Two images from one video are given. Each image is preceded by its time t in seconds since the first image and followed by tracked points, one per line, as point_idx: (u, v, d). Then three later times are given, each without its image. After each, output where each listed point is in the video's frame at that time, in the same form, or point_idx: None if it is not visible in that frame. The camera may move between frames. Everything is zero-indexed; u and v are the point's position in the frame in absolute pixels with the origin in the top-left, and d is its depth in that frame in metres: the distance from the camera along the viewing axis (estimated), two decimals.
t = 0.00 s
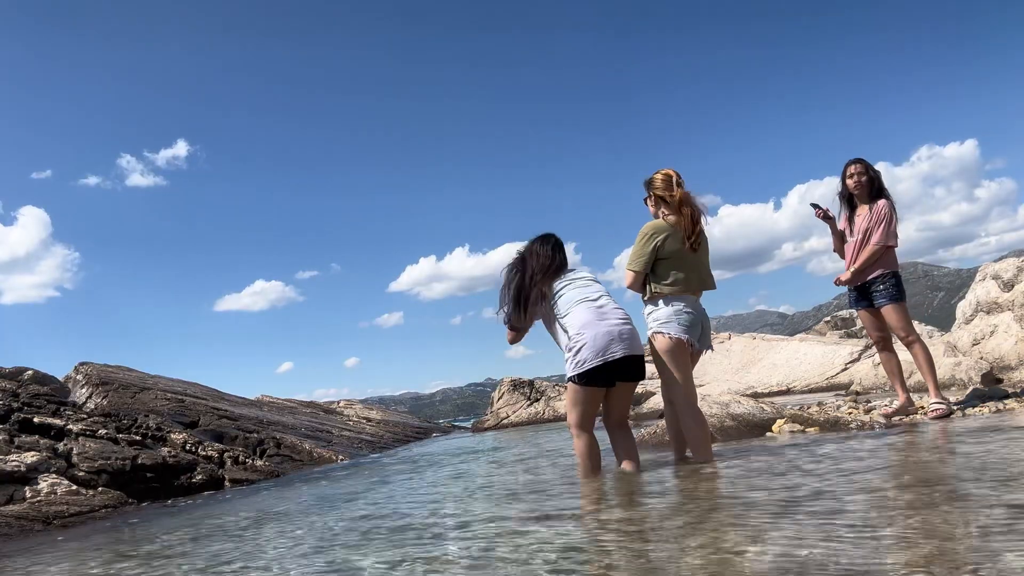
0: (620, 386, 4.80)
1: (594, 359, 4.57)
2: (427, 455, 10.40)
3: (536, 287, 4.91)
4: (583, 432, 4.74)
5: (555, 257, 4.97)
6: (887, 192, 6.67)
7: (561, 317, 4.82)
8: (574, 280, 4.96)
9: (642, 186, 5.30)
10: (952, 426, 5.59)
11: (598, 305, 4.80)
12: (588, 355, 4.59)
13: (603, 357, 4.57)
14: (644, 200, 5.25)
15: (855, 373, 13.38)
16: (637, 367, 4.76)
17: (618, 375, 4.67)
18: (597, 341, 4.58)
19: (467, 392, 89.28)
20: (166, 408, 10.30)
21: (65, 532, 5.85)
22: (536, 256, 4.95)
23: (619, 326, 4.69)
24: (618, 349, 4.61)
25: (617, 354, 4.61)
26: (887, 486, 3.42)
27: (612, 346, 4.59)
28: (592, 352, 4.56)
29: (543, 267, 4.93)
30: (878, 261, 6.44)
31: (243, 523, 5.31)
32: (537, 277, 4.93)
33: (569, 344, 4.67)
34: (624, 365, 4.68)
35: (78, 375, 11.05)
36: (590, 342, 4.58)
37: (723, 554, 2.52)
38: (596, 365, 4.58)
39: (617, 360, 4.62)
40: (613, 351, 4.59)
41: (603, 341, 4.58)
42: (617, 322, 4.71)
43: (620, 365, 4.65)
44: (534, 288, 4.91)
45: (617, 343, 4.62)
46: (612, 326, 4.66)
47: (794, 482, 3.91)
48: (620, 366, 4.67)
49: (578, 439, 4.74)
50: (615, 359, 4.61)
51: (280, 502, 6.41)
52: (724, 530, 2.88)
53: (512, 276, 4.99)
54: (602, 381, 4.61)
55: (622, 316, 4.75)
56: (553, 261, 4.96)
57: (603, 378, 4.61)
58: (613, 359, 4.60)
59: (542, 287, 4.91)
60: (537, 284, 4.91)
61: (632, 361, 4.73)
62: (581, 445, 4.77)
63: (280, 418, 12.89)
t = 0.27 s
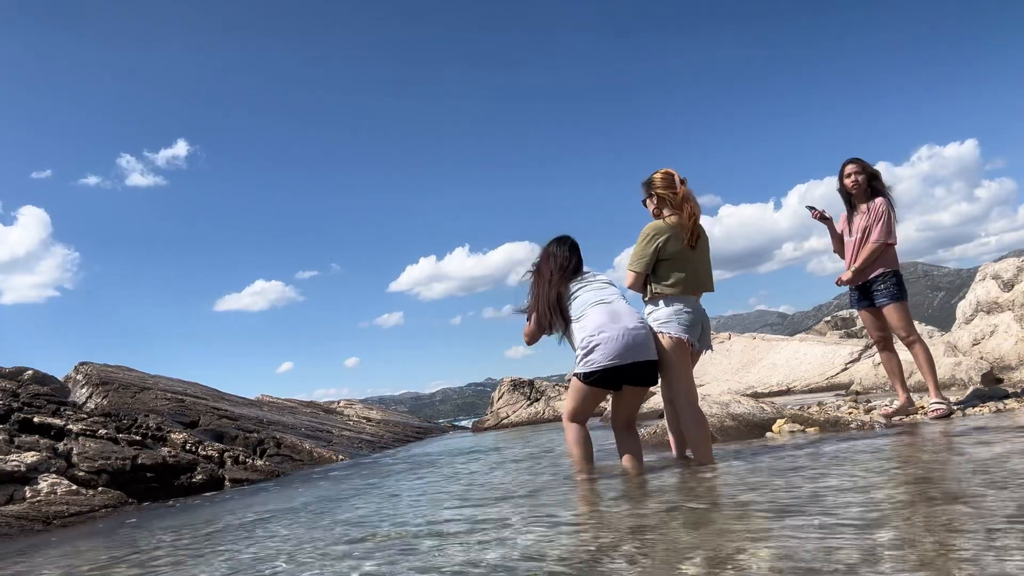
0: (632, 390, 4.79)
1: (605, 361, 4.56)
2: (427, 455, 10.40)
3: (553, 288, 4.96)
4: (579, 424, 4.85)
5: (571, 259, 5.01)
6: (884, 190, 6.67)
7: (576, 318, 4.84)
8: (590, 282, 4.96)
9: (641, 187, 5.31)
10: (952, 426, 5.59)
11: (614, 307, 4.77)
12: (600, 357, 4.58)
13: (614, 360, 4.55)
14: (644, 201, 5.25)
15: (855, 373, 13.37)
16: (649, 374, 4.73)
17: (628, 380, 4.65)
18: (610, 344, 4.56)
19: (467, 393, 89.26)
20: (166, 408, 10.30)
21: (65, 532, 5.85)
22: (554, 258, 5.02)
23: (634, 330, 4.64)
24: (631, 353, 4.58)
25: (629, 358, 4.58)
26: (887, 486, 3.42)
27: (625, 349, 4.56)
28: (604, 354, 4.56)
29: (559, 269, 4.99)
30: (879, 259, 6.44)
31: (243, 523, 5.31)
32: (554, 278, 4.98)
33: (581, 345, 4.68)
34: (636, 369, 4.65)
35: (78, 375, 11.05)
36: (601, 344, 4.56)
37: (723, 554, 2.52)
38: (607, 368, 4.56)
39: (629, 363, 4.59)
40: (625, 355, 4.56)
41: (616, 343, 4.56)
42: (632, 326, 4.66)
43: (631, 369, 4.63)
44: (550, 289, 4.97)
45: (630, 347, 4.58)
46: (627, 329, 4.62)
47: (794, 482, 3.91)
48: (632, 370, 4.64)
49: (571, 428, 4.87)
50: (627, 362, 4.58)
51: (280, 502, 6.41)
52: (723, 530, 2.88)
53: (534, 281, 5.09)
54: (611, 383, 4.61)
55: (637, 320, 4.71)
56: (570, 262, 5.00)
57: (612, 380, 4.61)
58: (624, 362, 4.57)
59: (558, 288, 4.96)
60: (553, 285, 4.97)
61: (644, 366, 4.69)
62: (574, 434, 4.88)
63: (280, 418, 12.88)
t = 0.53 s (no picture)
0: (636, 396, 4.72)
1: (609, 367, 4.55)
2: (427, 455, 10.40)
3: (559, 298, 4.95)
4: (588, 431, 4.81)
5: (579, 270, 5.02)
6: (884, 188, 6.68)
7: (579, 325, 4.82)
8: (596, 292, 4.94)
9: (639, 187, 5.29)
10: (952, 426, 5.59)
11: (617, 313, 4.78)
12: (604, 363, 4.57)
13: (618, 365, 4.55)
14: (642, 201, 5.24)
15: (855, 373, 13.37)
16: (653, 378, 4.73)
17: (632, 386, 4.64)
18: (614, 349, 4.55)
19: (466, 393, 89.25)
20: (166, 408, 10.29)
21: (65, 532, 5.84)
22: (559, 268, 5.00)
23: (638, 335, 4.66)
24: (635, 358, 4.58)
25: (634, 363, 4.58)
26: (888, 486, 3.41)
27: (629, 354, 4.56)
28: (608, 360, 4.55)
29: (566, 279, 4.97)
30: (881, 257, 6.45)
31: (243, 523, 5.31)
32: (560, 288, 4.97)
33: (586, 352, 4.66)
34: (640, 374, 4.64)
35: (78, 375, 11.04)
36: (606, 349, 4.57)
37: (723, 554, 2.52)
38: (612, 373, 4.56)
39: (634, 369, 4.58)
40: (629, 360, 4.55)
41: (620, 349, 4.56)
42: (635, 331, 4.67)
43: (636, 374, 4.62)
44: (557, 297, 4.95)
45: (635, 352, 4.58)
46: (630, 334, 4.63)
47: (794, 482, 3.90)
48: (637, 375, 4.63)
49: (581, 438, 4.82)
50: (632, 367, 4.57)
51: (280, 502, 6.40)
52: (723, 530, 2.88)
53: (536, 288, 5.07)
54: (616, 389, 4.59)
55: (639, 325, 4.74)
56: (576, 273, 4.99)
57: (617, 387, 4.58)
58: (630, 367, 4.56)
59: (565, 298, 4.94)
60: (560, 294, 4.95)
61: (648, 371, 4.68)
62: (583, 444, 4.83)
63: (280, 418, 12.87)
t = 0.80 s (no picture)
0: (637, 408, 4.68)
1: (607, 383, 4.57)
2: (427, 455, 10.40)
3: (559, 321, 4.96)
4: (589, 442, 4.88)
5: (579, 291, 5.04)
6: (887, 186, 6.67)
7: (578, 345, 4.83)
8: (597, 312, 4.95)
9: (637, 188, 5.28)
10: (952, 426, 5.59)
11: (615, 329, 4.80)
12: (602, 381, 4.60)
13: (615, 382, 4.55)
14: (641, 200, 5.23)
15: (855, 373, 13.37)
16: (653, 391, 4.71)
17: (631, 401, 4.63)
18: (611, 365, 4.57)
19: (466, 393, 89.24)
20: (166, 408, 10.29)
21: (65, 532, 5.85)
22: (560, 292, 5.02)
23: (636, 350, 4.66)
24: (633, 374, 4.57)
25: (631, 379, 4.57)
26: (887, 486, 3.42)
27: (626, 370, 4.56)
28: (605, 377, 4.57)
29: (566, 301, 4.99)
30: (884, 255, 6.45)
31: (243, 523, 5.31)
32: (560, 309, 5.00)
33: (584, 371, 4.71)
34: (640, 388, 4.62)
35: (78, 375, 11.04)
36: (603, 366, 4.59)
37: (723, 554, 2.51)
38: (609, 390, 4.57)
39: (632, 384, 4.57)
40: (627, 375, 4.55)
41: (616, 365, 4.57)
42: (633, 345, 4.68)
43: (635, 389, 4.60)
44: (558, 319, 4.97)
45: (632, 367, 4.58)
46: (628, 350, 4.63)
47: (794, 482, 3.90)
48: (636, 390, 4.62)
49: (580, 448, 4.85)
50: (629, 383, 4.57)
51: (279, 502, 6.40)
52: (722, 530, 2.88)
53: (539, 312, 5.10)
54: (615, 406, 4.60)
55: (637, 339, 4.75)
56: (577, 296, 5.01)
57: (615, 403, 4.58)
58: (627, 382, 4.56)
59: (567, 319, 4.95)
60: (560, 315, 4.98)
61: (648, 385, 4.65)
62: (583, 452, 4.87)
63: (280, 418, 12.86)
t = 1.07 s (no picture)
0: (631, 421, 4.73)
1: (594, 403, 4.65)
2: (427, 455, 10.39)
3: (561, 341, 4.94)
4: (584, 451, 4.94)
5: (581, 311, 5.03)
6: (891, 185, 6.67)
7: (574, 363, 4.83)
8: (597, 328, 4.94)
9: (632, 192, 5.26)
10: (952, 426, 5.58)
11: (611, 344, 4.80)
12: (592, 399, 4.66)
13: (603, 402, 4.62)
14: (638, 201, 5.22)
15: (855, 373, 13.37)
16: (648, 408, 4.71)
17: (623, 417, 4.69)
18: (599, 385, 4.63)
19: (466, 393, 89.25)
20: (166, 408, 10.29)
21: (66, 532, 5.84)
22: (563, 311, 5.01)
23: (628, 369, 4.65)
24: (620, 394, 4.60)
25: (619, 399, 4.61)
26: (887, 486, 3.42)
27: (613, 390, 4.61)
28: (593, 396, 4.65)
29: (569, 321, 4.98)
30: (887, 254, 6.45)
31: (243, 523, 5.31)
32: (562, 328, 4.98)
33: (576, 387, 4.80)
34: (629, 407, 4.66)
35: (78, 375, 11.03)
36: (591, 385, 4.65)
37: (723, 554, 2.51)
38: (597, 409, 4.65)
39: (619, 404, 4.62)
40: (615, 395, 4.60)
41: (605, 385, 4.62)
42: (626, 364, 4.67)
43: (623, 408, 4.65)
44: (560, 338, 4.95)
45: (620, 387, 4.61)
46: (619, 369, 4.64)
47: (794, 483, 3.89)
48: (625, 408, 4.66)
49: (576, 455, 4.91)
50: (616, 403, 4.62)
51: (279, 502, 6.39)
52: (723, 530, 2.88)
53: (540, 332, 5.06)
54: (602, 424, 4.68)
55: (632, 355, 4.73)
56: (579, 316, 5.00)
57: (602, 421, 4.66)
58: (614, 402, 4.61)
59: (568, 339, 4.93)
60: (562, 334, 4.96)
61: (640, 403, 4.67)
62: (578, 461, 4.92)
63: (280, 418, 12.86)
